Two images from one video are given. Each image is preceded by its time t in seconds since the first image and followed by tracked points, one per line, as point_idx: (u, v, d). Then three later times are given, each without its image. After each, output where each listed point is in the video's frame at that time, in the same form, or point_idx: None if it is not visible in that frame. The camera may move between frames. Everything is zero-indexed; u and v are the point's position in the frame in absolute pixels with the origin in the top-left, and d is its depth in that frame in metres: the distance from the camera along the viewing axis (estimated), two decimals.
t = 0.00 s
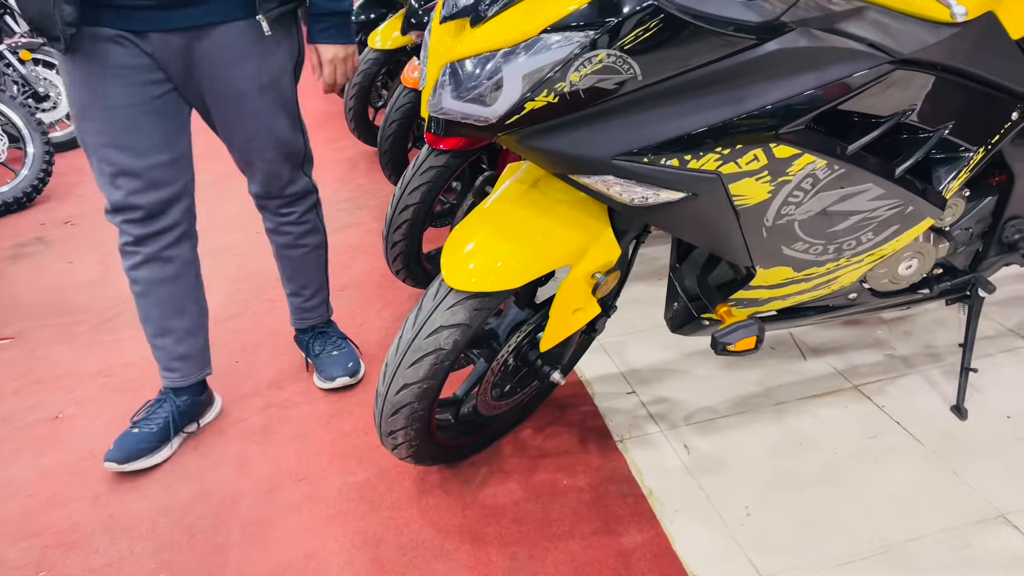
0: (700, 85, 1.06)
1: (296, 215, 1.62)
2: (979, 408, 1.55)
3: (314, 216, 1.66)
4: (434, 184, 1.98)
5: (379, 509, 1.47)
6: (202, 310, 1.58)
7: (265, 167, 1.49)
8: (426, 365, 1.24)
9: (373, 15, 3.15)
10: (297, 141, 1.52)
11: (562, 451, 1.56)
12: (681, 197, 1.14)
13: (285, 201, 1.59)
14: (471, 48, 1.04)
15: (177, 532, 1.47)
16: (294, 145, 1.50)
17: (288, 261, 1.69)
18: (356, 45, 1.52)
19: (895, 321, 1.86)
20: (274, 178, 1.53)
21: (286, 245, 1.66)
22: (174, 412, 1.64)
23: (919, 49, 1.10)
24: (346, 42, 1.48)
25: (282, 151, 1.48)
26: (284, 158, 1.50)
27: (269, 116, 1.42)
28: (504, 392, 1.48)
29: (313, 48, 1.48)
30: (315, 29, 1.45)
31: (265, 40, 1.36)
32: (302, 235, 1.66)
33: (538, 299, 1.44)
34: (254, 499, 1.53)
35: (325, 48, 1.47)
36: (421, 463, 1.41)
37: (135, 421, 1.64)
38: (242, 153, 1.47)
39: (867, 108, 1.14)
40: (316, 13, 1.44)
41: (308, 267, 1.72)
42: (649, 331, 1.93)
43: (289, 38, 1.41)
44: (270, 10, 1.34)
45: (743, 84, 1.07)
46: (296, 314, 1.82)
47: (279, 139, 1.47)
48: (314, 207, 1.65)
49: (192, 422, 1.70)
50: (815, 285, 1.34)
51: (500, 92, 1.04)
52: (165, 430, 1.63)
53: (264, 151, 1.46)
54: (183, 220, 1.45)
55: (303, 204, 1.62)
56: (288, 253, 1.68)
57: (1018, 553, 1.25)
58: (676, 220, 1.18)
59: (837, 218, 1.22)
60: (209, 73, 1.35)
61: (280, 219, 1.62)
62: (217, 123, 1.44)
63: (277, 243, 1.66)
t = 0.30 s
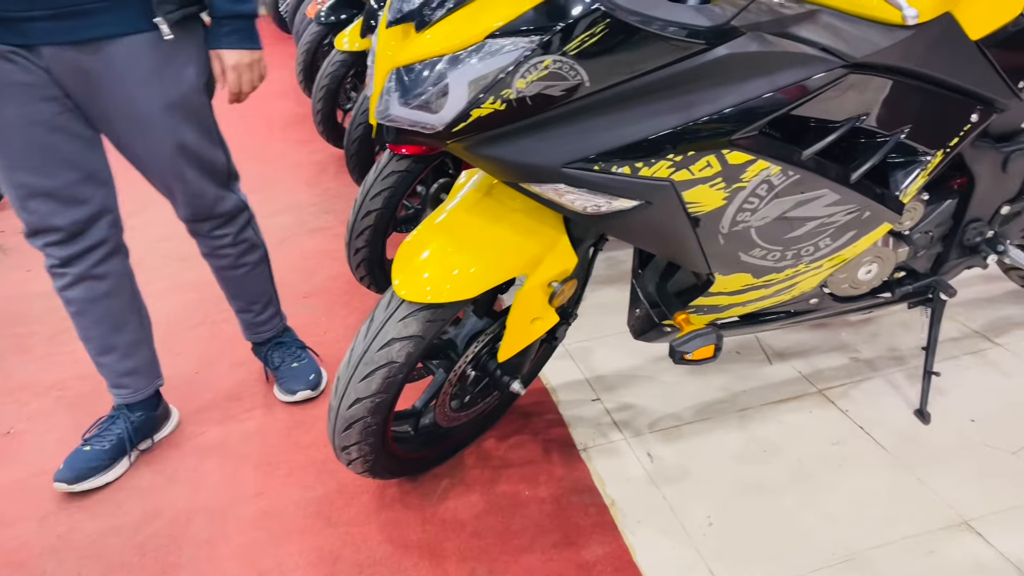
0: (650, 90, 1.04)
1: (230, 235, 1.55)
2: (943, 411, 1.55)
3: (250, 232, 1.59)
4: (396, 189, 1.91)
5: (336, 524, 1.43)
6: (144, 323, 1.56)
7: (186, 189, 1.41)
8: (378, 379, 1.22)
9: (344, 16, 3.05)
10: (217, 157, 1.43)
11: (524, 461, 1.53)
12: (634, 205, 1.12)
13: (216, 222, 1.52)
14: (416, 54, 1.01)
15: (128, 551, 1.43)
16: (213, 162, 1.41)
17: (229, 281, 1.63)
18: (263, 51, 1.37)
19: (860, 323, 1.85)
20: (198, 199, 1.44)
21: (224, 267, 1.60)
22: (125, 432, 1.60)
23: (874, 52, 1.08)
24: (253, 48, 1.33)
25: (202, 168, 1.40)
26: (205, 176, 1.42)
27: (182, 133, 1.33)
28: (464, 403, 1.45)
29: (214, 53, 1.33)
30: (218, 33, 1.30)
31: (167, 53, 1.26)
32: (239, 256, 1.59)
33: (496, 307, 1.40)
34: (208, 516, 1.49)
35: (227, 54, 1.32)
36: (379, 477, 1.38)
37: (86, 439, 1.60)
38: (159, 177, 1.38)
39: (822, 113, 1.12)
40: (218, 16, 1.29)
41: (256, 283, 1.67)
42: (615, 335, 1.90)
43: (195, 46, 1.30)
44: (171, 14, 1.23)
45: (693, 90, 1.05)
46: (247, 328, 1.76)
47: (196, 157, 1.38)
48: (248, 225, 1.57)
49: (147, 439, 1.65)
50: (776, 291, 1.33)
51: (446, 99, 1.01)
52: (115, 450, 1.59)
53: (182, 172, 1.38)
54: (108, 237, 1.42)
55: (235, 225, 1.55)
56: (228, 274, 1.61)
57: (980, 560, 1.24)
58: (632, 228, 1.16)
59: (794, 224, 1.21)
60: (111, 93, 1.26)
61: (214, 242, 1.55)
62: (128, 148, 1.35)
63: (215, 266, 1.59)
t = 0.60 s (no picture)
0: (590, 98, 1.04)
1: (154, 261, 1.49)
2: (892, 411, 1.56)
3: (174, 257, 1.54)
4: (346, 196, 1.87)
5: (285, 540, 1.41)
6: (75, 341, 1.52)
7: (100, 212, 1.36)
8: (322, 392, 1.21)
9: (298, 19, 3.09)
10: (135, 177, 1.39)
11: (477, 471, 1.52)
12: (578, 213, 1.12)
13: (137, 248, 1.45)
14: (354, 62, 0.99)
15: (68, 574, 1.39)
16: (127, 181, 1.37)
17: (155, 308, 1.57)
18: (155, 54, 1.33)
19: (811, 325, 1.87)
20: (113, 222, 1.38)
21: (149, 296, 1.54)
22: (66, 450, 1.56)
23: (811, 58, 1.09)
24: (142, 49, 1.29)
25: (115, 186, 1.35)
26: (122, 198, 1.37)
27: (93, 148, 1.29)
28: (414, 413, 1.43)
29: (103, 56, 1.28)
30: (106, 36, 1.25)
31: (68, 58, 1.24)
32: (164, 284, 1.53)
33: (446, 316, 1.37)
34: (151, 536, 1.45)
35: (116, 58, 1.28)
36: (329, 490, 1.36)
37: (26, 460, 1.56)
38: (66, 200, 1.33)
39: (763, 119, 1.13)
40: (104, 18, 1.24)
41: (188, 304, 1.62)
42: (571, 340, 1.89)
43: (91, 54, 1.27)
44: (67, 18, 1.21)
45: (633, 97, 1.05)
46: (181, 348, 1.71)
47: (110, 174, 1.34)
48: (172, 249, 1.52)
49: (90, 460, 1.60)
50: (724, 295, 1.33)
51: (383, 108, 0.99)
52: (56, 469, 1.54)
53: (94, 190, 1.33)
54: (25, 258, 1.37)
55: (157, 250, 1.49)
56: (153, 301, 1.55)
57: (927, 560, 1.26)
58: (577, 236, 1.16)
59: (737, 229, 1.22)
60: (10, 103, 1.22)
61: (135, 270, 1.48)
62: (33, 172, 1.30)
63: (138, 296, 1.54)
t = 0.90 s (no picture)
0: (545, 106, 1.04)
1: (67, 285, 1.40)
2: (850, 411, 1.59)
3: (89, 285, 1.44)
4: (305, 205, 1.84)
5: (247, 555, 1.39)
6: (22, 357, 1.49)
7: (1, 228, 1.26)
8: (282, 404, 1.20)
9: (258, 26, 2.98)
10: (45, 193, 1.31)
11: (442, 479, 1.51)
12: (536, 220, 1.12)
13: (48, 270, 1.35)
14: (306, 71, 0.98)
15: None
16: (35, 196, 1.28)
17: (64, 342, 1.46)
18: (93, 56, 1.35)
19: (771, 326, 1.89)
20: (22, 239, 1.28)
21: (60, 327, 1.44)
22: (22, 467, 1.52)
23: (765, 65, 1.11)
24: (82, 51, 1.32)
25: (22, 201, 1.26)
26: (29, 216, 1.28)
27: None
28: (377, 422, 1.42)
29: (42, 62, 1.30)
30: (44, 40, 1.27)
31: None
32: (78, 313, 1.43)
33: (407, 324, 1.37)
34: (109, 554, 1.42)
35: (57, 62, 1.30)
36: (291, 503, 1.35)
37: None
38: None
39: (718, 125, 1.14)
40: (43, 22, 1.26)
41: (103, 338, 1.51)
42: (535, 345, 1.90)
43: (24, 60, 1.29)
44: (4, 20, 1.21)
45: (588, 105, 1.06)
46: (92, 391, 1.59)
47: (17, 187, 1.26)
48: (86, 276, 1.42)
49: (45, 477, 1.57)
50: (684, 299, 1.34)
51: (338, 117, 0.98)
52: (12, 487, 1.51)
53: None
54: None
55: (72, 273, 1.40)
56: (64, 334, 1.45)
57: (885, 557, 1.28)
58: (536, 243, 1.16)
59: (695, 234, 1.23)
60: None
61: (46, 297, 1.38)
62: None
63: (48, 328, 1.43)
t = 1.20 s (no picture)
0: (498, 115, 1.04)
1: None
2: (807, 413, 1.61)
3: (17, 318, 1.27)
4: (262, 215, 1.82)
5: (204, 572, 1.36)
6: None
7: None
8: (235, 418, 1.18)
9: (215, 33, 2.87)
10: None
11: (403, 490, 1.50)
12: (491, 229, 1.12)
13: None
14: (255, 81, 0.97)
15: None
16: None
17: None
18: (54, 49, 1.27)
19: (729, 330, 1.91)
20: None
21: None
22: None
23: (716, 73, 1.12)
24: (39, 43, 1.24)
25: None
26: None
27: None
28: (335, 434, 1.41)
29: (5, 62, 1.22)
30: None
31: None
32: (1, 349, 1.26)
33: (364, 334, 1.35)
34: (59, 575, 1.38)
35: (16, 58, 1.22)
36: (249, 518, 1.33)
37: None
38: None
39: (672, 132, 1.15)
40: None
41: (34, 387, 1.32)
42: (497, 352, 1.89)
43: None
44: None
45: (542, 113, 1.06)
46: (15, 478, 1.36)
47: None
48: (13, 307, 1.25)
49: None
50: (642, 305, 1.35)
51: (289, 126, 0.97)
52: None
53: None
54: None
55: None
56: None
57: (842, 558, 1.29)
58: (492, 252, 1.16)
59: (650, 241, 1.24)
60: None
61: None
62: None
63: None
